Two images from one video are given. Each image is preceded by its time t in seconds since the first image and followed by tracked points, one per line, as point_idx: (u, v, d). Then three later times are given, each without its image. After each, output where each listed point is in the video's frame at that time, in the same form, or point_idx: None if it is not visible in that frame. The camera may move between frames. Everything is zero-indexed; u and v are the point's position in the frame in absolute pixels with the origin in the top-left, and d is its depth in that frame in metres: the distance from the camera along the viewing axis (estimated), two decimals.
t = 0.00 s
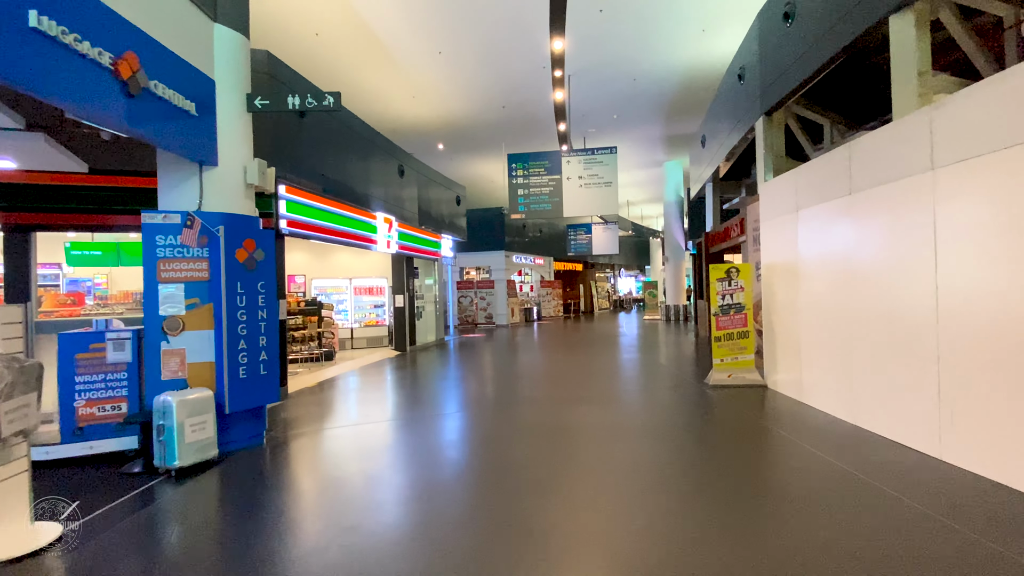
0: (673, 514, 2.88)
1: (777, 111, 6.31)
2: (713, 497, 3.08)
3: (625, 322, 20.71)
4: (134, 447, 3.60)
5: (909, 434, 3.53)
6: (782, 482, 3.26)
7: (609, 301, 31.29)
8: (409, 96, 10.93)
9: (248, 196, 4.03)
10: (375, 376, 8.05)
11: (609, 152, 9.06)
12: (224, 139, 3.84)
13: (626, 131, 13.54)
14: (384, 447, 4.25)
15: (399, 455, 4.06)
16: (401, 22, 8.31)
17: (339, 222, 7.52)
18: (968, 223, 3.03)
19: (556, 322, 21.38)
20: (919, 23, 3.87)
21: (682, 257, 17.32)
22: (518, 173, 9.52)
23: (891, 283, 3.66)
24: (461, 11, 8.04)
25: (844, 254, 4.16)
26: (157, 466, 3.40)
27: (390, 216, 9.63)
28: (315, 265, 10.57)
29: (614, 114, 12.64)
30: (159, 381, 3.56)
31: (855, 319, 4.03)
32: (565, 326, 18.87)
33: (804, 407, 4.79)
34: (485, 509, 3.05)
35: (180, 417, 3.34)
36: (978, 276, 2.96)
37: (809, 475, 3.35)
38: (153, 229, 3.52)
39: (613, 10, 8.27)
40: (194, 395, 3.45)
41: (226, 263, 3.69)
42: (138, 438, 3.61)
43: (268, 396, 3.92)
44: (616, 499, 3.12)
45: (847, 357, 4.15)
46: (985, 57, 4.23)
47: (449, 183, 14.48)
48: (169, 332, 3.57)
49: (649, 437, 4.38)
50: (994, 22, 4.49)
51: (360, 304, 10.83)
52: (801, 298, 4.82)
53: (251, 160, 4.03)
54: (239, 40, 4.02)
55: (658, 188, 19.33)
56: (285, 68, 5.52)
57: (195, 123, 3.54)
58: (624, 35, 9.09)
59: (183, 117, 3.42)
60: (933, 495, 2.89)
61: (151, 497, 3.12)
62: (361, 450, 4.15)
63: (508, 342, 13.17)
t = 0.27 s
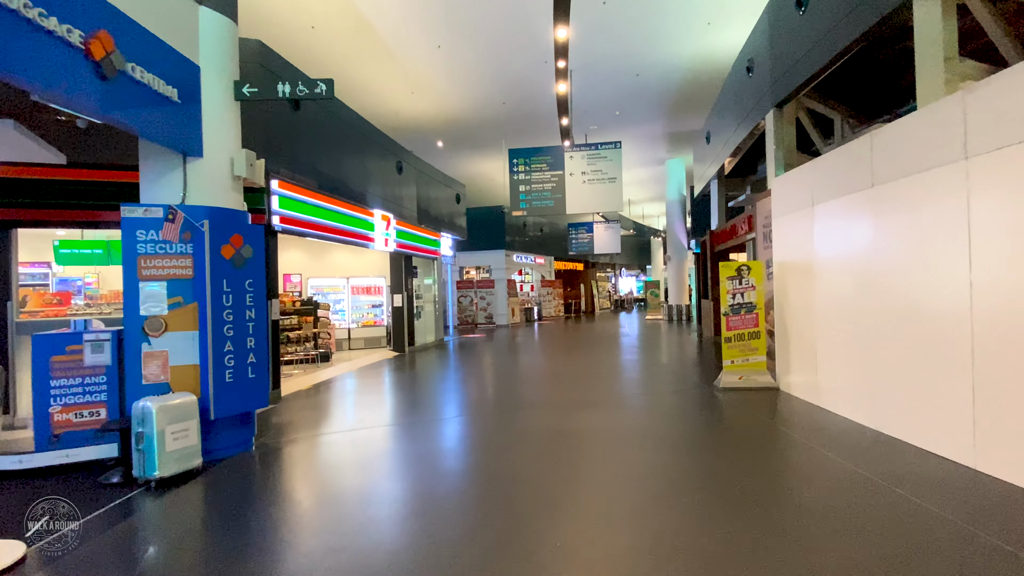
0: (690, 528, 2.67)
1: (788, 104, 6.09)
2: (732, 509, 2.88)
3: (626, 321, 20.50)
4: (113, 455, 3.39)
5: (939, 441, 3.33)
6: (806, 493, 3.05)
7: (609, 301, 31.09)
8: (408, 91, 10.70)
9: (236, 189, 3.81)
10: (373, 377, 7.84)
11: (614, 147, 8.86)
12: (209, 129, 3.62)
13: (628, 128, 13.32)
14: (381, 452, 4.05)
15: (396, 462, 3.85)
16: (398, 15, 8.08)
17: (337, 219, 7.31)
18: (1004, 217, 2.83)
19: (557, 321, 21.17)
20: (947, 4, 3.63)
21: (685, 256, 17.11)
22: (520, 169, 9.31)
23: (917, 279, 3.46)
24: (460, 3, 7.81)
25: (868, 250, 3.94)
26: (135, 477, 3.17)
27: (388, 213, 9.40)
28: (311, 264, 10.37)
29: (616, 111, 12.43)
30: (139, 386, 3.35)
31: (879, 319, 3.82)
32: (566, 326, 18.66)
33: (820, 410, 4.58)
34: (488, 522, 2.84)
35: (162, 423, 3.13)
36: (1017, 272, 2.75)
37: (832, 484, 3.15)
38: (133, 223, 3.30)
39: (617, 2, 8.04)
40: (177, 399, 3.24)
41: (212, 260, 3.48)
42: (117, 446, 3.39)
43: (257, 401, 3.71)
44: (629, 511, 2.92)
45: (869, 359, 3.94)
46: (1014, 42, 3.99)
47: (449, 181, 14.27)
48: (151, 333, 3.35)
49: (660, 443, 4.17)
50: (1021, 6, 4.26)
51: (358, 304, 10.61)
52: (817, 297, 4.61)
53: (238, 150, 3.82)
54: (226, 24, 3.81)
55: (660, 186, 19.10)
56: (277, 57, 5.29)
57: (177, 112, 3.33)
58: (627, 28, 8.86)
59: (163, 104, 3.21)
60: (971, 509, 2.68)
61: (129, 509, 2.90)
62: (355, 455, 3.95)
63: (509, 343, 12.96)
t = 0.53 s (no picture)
0: (712, 551, 2.45)
1: (800, 97, 5.87)
2: (757, 528, 2.66)
3: (627, 322, 20.28)
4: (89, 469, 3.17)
5: (975, 454, 3.11)
6: (835, 510, 2.83)
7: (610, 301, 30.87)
8: (406, 88, 10.47)
9: (222, 185, 3.60)
10: (370, 380, 7.62)
11: (619, 143, 8.65)
12: (193, 120, 3.39)
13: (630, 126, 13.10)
14: (376, 463, 3.82)
15: (393, 474, 3.63)
16: (396, 7, 7.85)
17: (333, 218, 7.09)
18: None
19: (557, 322, 20.94)
20: None
21: (687, 256, 16.90)
22: (521, 166, 9.09)
23: (950, 280, 3.24)
24: None
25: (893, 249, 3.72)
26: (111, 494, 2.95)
27: (386, 212, 9.17)
28: (307, 264, 10.15)
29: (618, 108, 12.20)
30: (117, 394, 3.13)
31: (905, 322, 3.60)
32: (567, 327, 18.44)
33: (839, 417, 4.36)
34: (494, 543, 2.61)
35: (141, 435, 2.92)
36: None
37: (860, 500, 2.93)
38: (110, 220, 3.07)
39: None
40: (157, 409, 3.03)
41: (195, 260, 3.26)
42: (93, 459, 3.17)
43: (244, 410, 3.50)
44: (644, 530, 2.70)
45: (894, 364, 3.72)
46: None
47: (448, 180, 14.04)
48: (130, 339, 3.13)
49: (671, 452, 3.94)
50: None
51: (355, 305, 10.39)
52: (835, 298, 4.39)
53: (224, 144, 3.60)
54: (211, 9, 3.59)
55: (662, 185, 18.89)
56: (269, 48, 5.07)
57: (159, 101, 3.11)
58: (631, 22, 8.63)
59: (143, 92, 2.99)
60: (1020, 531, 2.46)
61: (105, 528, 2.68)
62: (348, 467, 3.72)
63: (509, 344, 12.73)
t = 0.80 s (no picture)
0: (729, 571, 2.24)
1: (810, 89, 5.66)
2: (776, 542, 2.45)
3: (627, 322, 20.07)
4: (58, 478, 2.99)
5: (1004, 463, 2.91)
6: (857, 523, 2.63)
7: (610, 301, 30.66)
8: (403, 83, 10.26)
9: (203, 177, 3.39)
10: (366, 382, 7.40)
11: (620, 138, 8.46)
12: (171, 107, 3.18)
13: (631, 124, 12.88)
14: (367, 472, 3.60)
15: (385, 482, 3.41)
16: None
17: (326, 215, 6.87)
18: None
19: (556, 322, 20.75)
20: None
21: (688, 255, 16.69)
22: (520, 163, 8.88)
23: (975, 275, 3.03)
24: None
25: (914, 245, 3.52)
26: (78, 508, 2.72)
27: (381, 209, 8.94)
28: (301, 263, 9.94)
29: (618, 105, 12.00)
30: (87, 400, 2.90)
31: (927, 322, 3.40)
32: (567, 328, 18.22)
33: (854, 422, 4.16)
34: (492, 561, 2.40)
35: (109, 446, 2.69)
36: None
37: (884, 512, 2.72)
38: (79, 212, 2.85)
39: None
40: (129, 418, 2.81)
41: (171, 256, 3.05)
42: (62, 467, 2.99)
43: (225, 416, 3.28)
44: (652, 543, 2.49)
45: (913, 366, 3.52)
46: None
47: (446, 178, 13.83)
48: (101, 341, 2.91)
49: (679, 458, 3.74)
50: None
51: (350, 305, 10.17)
52: (849, 297, 4.19)
53: (205, 133, 3.40)
54: None
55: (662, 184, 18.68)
56: (257, 37, 4.85)
57: (132, 86, 2.91)
58: (632, 16, 8.42)
59: (114, 75, 2.78)
60: None
61: (68, 547, 2.45)
62: (336, 476, 3.50)
63: (507, 345, 12.51)
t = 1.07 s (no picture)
0: None
1: (817, 82, 5.45)
2: (793, 563, 2.23)
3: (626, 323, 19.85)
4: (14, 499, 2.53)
5: None
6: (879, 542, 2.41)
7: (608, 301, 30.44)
8: (397, 79, 10.03)
9: (176, 170, 3.17)
10: (357, 386, 7.16)
11: (620, 133, 8.25)
12: (140, 94, 2.95)
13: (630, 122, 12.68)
14: (352, 483, 3.38)
15: (370, 495, 3.19)
16: None
17: (316, 213, 6.65)
18: None
19: (554, 322, 20.53)
20: None
21: (688, 255, 16.47)
22: (517, 159, 8.65)
23: (998, 271, 2.82)
24: None
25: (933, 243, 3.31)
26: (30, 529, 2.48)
27: (374, 207, 8.70)
28: (292, 263, 9.71)
29: (617, 102, 11.79)
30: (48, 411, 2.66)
31: (948, 325, 3.19)
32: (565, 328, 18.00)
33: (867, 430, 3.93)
34: None
35: (64, 461, 2.46)
36: None
37: (907, 527, 2.50)
38: (38, 207, 2.63)
39: None
40: (93, 429, 2.59)
41: (139, 255, 2.82)
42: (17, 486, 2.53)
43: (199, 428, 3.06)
44: (656, 562, 2.28)
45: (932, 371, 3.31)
46: None
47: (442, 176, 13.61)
48: (64, 346, 2.68)
49: (684, 468, 3.52)
50: None
51: (343, 306, 9.94)
52: (863, 298, 3.97)
53: (179, 124, 3.17)
54: None
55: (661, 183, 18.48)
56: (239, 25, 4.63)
57: (96, 70, 2.68)
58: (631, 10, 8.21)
59: (76, 57, 2.56)
60: None
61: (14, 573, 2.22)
62: (319, 488, 3.27)
63: (504, 347, 12.29)
